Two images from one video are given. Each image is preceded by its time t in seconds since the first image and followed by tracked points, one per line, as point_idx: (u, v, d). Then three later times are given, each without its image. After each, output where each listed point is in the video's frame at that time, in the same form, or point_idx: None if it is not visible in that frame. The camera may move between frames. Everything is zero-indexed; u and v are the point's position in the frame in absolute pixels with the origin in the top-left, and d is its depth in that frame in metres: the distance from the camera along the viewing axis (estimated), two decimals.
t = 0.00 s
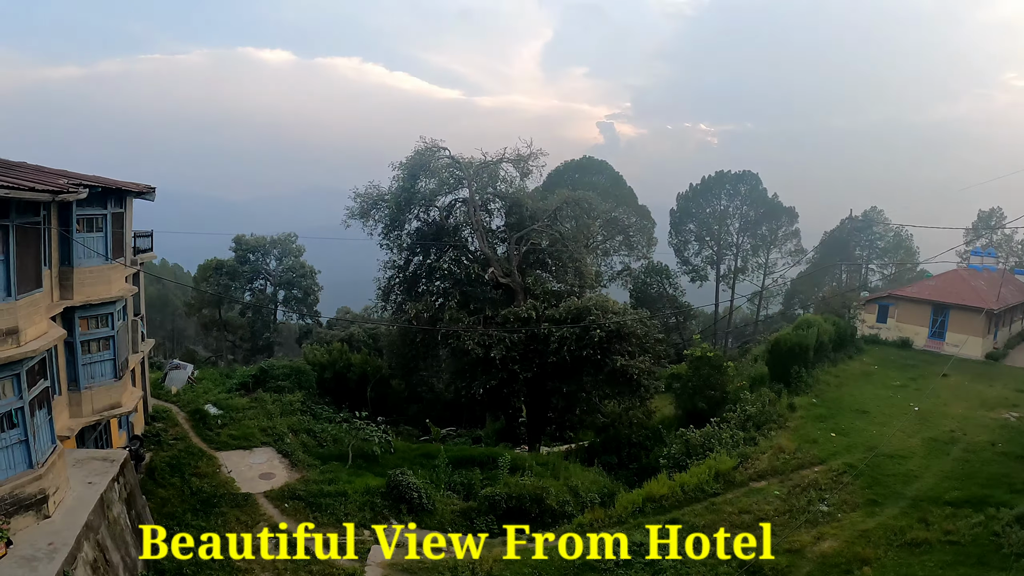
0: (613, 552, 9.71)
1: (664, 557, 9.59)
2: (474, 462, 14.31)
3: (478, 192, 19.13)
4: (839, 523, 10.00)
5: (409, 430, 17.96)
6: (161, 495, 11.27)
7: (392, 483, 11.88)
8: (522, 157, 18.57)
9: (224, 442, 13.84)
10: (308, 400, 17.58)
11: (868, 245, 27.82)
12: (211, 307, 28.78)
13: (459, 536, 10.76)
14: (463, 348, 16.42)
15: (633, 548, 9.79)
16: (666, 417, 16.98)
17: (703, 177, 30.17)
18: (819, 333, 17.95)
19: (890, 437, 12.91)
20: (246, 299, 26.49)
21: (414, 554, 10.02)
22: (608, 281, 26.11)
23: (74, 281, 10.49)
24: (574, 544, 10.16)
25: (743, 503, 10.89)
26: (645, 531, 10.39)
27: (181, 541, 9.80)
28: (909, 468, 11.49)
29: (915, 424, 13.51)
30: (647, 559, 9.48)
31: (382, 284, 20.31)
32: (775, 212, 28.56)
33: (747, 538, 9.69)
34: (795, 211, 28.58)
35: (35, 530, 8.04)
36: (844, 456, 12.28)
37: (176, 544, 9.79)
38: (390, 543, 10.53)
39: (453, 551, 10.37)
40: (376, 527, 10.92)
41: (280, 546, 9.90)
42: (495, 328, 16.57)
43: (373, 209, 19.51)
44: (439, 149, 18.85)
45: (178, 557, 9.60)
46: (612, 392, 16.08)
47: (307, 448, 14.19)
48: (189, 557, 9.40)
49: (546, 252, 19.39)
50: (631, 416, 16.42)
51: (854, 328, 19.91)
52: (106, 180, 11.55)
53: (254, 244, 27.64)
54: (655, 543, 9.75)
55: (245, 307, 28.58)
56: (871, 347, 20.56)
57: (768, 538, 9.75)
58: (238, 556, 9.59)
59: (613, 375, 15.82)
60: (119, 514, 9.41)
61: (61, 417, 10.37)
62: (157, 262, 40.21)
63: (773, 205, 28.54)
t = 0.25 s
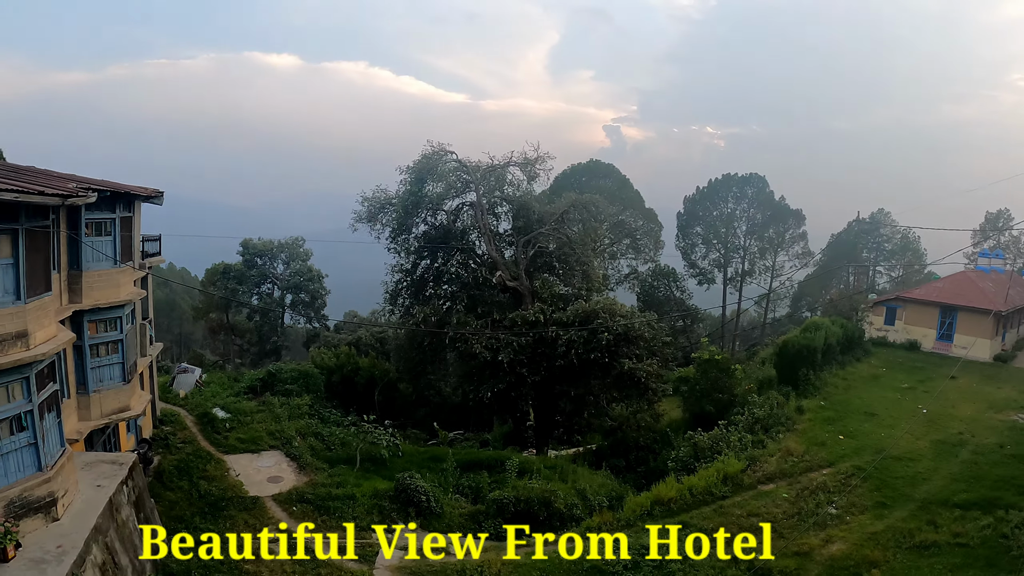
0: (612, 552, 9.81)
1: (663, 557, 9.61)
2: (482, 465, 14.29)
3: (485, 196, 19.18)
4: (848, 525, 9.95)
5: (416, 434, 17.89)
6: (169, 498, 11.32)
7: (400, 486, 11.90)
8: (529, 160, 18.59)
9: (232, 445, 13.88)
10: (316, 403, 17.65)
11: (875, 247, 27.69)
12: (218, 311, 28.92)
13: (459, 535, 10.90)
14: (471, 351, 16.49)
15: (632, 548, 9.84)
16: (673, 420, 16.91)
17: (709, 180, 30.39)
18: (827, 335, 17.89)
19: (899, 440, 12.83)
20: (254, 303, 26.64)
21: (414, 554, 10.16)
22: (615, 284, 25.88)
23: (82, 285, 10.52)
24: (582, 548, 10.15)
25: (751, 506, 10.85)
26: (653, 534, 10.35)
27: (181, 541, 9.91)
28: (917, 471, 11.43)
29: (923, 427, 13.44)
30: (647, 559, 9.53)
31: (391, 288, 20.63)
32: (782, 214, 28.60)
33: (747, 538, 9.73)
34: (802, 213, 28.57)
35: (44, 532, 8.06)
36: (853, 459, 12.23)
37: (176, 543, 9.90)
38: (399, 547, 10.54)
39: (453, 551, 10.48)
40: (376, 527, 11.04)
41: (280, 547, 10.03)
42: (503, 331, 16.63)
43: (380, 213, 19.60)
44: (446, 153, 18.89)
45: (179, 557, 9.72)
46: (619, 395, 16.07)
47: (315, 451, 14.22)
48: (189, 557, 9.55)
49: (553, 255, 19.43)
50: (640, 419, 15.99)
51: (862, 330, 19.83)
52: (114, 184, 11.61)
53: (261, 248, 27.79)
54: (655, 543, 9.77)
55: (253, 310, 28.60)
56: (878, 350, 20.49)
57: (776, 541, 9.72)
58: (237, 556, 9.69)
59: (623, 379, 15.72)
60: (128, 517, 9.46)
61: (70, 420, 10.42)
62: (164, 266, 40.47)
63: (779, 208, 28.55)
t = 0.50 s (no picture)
0: (612, 552, 9.93)
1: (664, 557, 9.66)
2: (489, 468, 14.27)
3: (491, 199, 19.13)
4: (855, 528, 9.91)
5: (423, 437, 17.92)
6: (176, 500, 11.36)
7: (406, 489, 11.92)
8: (535, 163, 18.57)
9: (238, 448, 13.91)
10: (322, 406, 17.71)
11: (882, 249, 27.49)
12: (225, 314, 29.03)
13: (459, 535, 11.02)
14: (477, 355, 16.45)
15: (632, 549, 9.84)
16: (680, 423, 16.85)
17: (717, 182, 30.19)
18: (833, 337, 17.84)
19: (906, 442, 12.77)
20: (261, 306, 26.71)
21: (414, 555, 10.23)
22: (621, 287, 25.99)
23: (89, 288, 10.57)
24: (589, 551, 10.13)
25: (758, 508, 10.81)
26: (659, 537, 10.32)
27: (181, 541, 10.00)
28: (925, 473, 11.38)
29: (930, 429, 13.38)
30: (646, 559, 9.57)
31: (397, 291, 20.85)
32: (787, 217, 28.40)
33: (747, 538, 9.79)
34: (808, 216, 28.45)
35: (50, 534, 8.09)
36: (860, 461, 12.18)
37: (177, 543, 9.97)
38: (405, 549, 10.56)
39: (453, 551, 10.56)
40: (376, 527, 11.10)
41: (280, 546, 10.10)
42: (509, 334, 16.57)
43: (386, 216, 19.64)
44: (451, 156, 18.88)
45: (179, 557, 9.83)
46: (625, 399, 16.03)
47: (322, 454, 14.24)
48: (190, 558, 9.64)
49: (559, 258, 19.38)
50: (646, 422, 15.99)
51: (868, 332, 19.75)
52: (121, 187, 11.66)
53: (267, 251, 27.90)
54: (655, 543, 9.82)
55: (258, 314, 28.53)
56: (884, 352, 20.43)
57: (783, 544, 9.69)
58: (236, 556, 9.73)
59: (629, 381, 15.70)
60: (134, 518, 9.49)
61: (76, 423, 10.46)
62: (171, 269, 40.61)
63: (785, 210, 28.41)
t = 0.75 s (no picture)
0: (612, 552, 10.14)
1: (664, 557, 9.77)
2: (495, 472, 14.28)
3: (497, 203, 19.19)
4: (862, 531, 9.86)
5: (430, 440, 18.03)
6: (183, 503, 11.39)
7: (413, 492, 11.94)
8: (542, 167, 18.62)
9: (245, 451, 13.94)
10: (328, 409, 17.76)
11: (888, 252, 27.32)
12: (231, 318, 29.15)
13: (458, 534, 11.16)
14: (484, 358, 16.39)
15: (632, 549, 10.09)
16: (687, 426, 16.91)
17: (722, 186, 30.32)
18: (840, 340, 17.78)
19: (914, 445, 12.70)
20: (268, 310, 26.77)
21: (413, 555, 10.36)
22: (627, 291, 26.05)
23: (96, 291, 10.62)
24: (595, 555, 10.12)
25: (765, 512, 10.76)
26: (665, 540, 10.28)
27: (181, 541, 9.99)
28: (932, 476, 11.31)
29: (939, 431, 13.31)
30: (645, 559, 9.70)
31: (403, 294, 20.88)
32: (794, 220, 28.39)
33: (747, 538, 9.84)
34: (815, 218, 28.29)
35: (57, 537, 8.12)
36: (868, 464, 12.13)
37: (177, 544, 9.98)
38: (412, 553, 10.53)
39: (453, 552, 10.62)
40: (376, 527, 11.14)
41: (280, 546, 10.27)
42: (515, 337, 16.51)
43: (393, 219, 19.72)
44: (458, 159, 18.94)
45: (179, 557, 9.84)
46: (631, 402, 16.31)
47: (328, 457, 14.26)
48: (193, 559, 9.77)
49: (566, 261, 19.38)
50: (652, 425, 16.17)
51: (875, 335, 19.68)
52: (129, 191, 11.70)
53: (275, 255, 28.09)
54: (655, 544, 9.95)
55: (265, 318, 28.69)
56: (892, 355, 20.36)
57: (790, 548, 9.64)
58: (237, 556, 9.92)
59: (635, 385, 15.79)
60: (141, 521, 9.52)
61: (83, 425, 10.51)
62: (178, 273, 40.88)
63: (792, 213, 28.38)
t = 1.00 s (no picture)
0: (611, 551, 10.32)
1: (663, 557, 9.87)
2: (500, 475, 14.28)
3: (502, 206, 19.20)
4: (867, 535, 9.81)
5: (435, 444, 18.01)
6: (188, 507, 11.41)
7: (418, 496, 11.96)
8: (546, 170, 18.62)
9: (250, 455, 13.95)
10: (333, 413, 17.80)
11: (893, 254, 27.27)
12: (237, 322, 29.27)
13: (458, 534, 11.21)
14: (489, 362, 16.36)
15: (632, 550, 10.25)
16: (692, 430, 16.95)
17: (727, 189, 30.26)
18: (845, 344, 17.74)
19: (919, 448, 12.65)
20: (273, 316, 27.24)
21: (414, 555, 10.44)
22: (633, 295, 26.02)
23: (101, 295, 10.65)
24: (600, 559, 10.10)
25: (770, 515, 10.74)
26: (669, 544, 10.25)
27: (181, 541, 10.05)
28: (937, 479, 11.26)
29: (944, 435, 13.26)
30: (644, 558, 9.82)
31: (409, 298, 20.98)
32: (799, 223, 28.15)
33: (747, 538, 9.93)
34: (819, 221, 28.14)
35: (61, 540, 8.12)
36: (873, 467, 12.07)
37: (177, 544, 10.04)
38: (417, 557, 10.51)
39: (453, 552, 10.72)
40: (376, 527, 11.21)
41: (280, 546, 10.39)
42: (520, 341, 16.55)
43: (397, 223, 19.76)
44: (463, 163, 18.97)
45: (179, 557, 9.94)
46: (637, 404, 15.99)
47: (333, 461, 14.28)
48: (191, 558, 9.87)
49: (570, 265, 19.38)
50: (658, 429, 16.12)
51: (880, 338, 19.63)
52: (134, 195, 11.74)
53: (280, 259, 28.13)
54: (655, 543, 10.07)
55: (270, 322, 28.76)
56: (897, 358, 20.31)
57: (795, 551, 9.61)
58: (237, 556, 10.02)
59: (641, 388, 15.62)
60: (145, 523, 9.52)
61: (88, 429, 10.53)
62: (184, 277, 41.07)
63: (797, 216, 28.22)
